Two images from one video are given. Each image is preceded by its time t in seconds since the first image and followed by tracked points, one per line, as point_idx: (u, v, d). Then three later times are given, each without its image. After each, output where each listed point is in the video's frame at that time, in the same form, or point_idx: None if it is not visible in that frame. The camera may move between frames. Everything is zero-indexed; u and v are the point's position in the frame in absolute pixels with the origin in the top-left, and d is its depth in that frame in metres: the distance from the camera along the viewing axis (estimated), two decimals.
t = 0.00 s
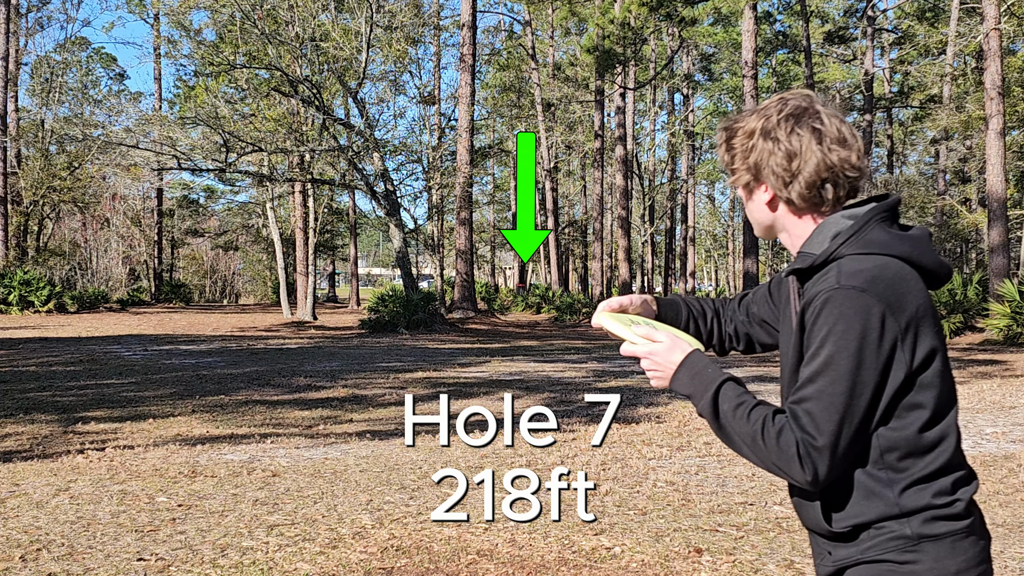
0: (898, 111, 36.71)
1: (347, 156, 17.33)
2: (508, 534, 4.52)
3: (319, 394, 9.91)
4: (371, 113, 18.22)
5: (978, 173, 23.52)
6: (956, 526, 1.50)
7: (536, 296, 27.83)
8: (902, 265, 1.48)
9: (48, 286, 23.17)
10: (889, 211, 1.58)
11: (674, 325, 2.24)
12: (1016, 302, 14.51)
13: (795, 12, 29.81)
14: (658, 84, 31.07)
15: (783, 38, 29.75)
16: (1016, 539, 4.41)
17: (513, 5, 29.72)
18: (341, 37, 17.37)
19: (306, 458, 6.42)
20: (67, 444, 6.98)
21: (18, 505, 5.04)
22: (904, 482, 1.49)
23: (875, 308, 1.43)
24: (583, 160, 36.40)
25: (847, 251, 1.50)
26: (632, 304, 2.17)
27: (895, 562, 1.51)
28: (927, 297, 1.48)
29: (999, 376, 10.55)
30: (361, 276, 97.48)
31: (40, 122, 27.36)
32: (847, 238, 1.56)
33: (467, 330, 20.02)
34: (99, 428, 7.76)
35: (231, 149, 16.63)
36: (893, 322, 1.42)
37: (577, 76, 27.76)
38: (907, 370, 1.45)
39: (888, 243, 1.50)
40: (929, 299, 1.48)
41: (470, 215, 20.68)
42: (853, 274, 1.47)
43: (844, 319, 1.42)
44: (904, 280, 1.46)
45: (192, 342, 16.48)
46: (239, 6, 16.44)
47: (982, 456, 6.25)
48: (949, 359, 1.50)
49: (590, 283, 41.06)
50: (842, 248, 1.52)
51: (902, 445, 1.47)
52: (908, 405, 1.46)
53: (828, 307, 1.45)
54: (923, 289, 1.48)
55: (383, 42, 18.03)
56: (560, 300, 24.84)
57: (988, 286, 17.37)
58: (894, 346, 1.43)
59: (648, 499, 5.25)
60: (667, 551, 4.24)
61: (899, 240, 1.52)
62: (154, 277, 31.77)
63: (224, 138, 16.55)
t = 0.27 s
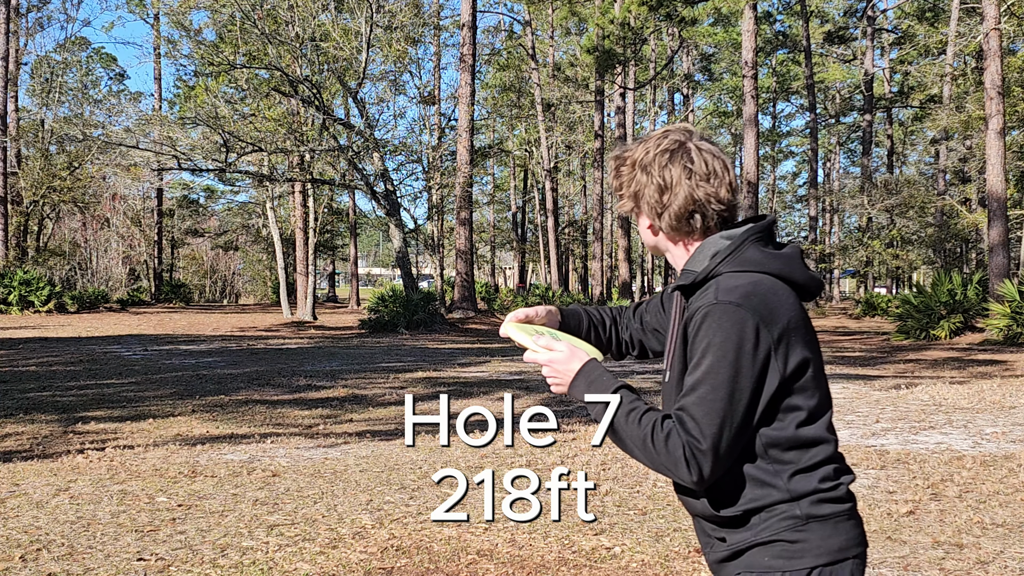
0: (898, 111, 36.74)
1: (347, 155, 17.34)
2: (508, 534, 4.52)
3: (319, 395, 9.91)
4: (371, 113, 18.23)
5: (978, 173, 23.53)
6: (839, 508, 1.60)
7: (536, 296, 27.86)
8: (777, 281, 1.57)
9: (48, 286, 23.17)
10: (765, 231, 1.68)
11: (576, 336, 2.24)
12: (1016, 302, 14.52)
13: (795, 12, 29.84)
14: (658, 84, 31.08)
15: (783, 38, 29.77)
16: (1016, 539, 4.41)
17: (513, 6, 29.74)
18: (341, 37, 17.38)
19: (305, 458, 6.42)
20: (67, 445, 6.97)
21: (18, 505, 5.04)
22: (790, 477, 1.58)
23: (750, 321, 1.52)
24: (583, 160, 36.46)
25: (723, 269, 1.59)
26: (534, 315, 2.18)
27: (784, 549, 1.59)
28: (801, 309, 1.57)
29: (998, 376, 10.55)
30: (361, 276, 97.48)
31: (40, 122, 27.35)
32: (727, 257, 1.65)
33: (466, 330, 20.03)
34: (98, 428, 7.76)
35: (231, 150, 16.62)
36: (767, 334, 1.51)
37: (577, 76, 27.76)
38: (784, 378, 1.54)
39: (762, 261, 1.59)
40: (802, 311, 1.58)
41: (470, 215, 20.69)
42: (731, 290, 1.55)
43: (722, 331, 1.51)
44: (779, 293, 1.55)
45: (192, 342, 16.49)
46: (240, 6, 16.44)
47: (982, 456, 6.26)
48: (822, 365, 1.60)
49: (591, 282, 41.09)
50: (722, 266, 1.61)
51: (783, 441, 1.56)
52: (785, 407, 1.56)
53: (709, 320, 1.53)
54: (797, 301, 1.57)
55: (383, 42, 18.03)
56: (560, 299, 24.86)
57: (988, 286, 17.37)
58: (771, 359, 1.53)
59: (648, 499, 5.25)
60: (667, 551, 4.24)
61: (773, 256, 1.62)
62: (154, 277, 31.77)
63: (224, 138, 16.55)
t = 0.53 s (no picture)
0: (898, 111, 36.75)
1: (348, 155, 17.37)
2: (508, 534, 4.52)
3: (319, 394, 9.92)
4: (371, 113, 18.23)
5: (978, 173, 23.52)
6: (730, 505, 1.77)
7: (536, 296, 27.87)
8: (666, 302, 1.75)
9: (48, 286, 23.17)
10: (659, 258, 1.88)
11: (506, 353, 2.51)
12: (1016, 302, 14.53)
13: (795, 12, 29.86)
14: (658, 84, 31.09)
15: (783, 38, 29.77)
16: (1016, 539, 4.41)
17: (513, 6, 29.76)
18: (341, 37, 17.38)
19: (306, 458, 6.42)
20: (66, 445, 6.98)
21: (18, 505, 5.04)
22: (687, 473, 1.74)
23: (640, 336, 1.69)
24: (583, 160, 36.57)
25: (619, 291, 1.78)
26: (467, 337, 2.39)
27: (684, 539, 1.75)
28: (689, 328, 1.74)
29: (998, 376, 10.56)
30: (361, 276, 97.52)
31: (40, 122, 27.35)
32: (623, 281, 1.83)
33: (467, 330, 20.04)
34: (98, 428, 7.76)
35: (231, 149, 16.61)
36: (656, 347, 1.68)
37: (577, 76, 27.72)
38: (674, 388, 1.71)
39: (652, 284, 1.78)
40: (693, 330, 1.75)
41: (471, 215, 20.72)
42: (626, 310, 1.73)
43: (615, 345, 1.68)
44: (668, 312, 1.73)
45: (192, 342, 16.48)
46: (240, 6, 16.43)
47: (982, 456, 6.26)
48: (710, 374, 1.77)
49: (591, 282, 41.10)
50: (618, 287, 1.78)
51: (674, 441, 1.73)
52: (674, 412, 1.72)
53: (604, 336, 1.70)
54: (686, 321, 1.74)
55: (382, 42, 18.04)
56: (560, 299, 24.87)
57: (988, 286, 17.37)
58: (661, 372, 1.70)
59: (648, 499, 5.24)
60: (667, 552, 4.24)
61: (663, 279, 1.81)
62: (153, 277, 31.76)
63: (224, 138, 16.54)
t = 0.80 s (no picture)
0: (898, 111, 36.74)
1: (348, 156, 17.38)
2: (508, 534, 4.51)
3: (319, 394, 9.93)
4: (371, 113, 18.23)
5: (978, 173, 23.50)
6: (635, 475, 2.09)
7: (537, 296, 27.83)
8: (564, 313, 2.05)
9: (48, 286, 23.15)
10: (558, 271, 2.12)
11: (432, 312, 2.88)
12: (1016, 302, 14.54)
13: (795, 12, 29.86)
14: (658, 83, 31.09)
15: (783, 38, 29.76)
16: (1016, 539, 4.41)
17: (513, 6, 29.74)
18: (341, 37, 17.37)
19: (306, 458, 6.42)
20: (66, 445, 6.98)
21: (18, 505, 5.04)
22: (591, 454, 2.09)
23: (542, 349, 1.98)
24: (583, 160, 36.55)
25: (525, 308, 2.04)
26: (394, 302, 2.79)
27: (600, 509, 2.06)
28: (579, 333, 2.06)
29: (998, 376, 10.56)
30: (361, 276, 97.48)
31: (40, 122, 27.34)
32: (527, 297, 2.09)
33: (467, 330, 20.03)
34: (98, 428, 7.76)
35: (231, 150, 16.60)
36: (555, 356, 1.98)
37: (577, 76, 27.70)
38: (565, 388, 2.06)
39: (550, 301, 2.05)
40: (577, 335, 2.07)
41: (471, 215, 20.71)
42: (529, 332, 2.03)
43: (518, 357, 1.96)
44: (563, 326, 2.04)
45: (192, 342, 16.46)
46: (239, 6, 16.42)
47: (982, 456, 6.26)
48: (608, 369, 2.08)
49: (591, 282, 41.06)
50: (522, 306, 2.04)
51: (582, 429, 2.04)
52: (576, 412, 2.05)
53: (508, 351, 1.98)
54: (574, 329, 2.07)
55: (383, 42, 18.03)
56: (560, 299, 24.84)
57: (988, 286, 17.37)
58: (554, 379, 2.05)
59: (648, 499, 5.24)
60: (667, 551, 4.24)
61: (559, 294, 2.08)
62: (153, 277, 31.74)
63: (224, 138, 16.51)
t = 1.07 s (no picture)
0: (898, 111, 36.75)
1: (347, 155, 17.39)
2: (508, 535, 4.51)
3: (319, 394, 9.93)
4: (371, 113, 18.23)
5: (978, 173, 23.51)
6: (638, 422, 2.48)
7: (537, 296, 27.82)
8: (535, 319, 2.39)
9: (48, 286, 23.14)
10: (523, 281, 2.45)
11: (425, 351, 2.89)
12: (1016, 302, 14.53)
13: (795, 12, 29.87)
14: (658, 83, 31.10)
15: (783, 38, 29.78)
16: (1016, 539, 4.41)
17: (513, 6, 29.77)
18: (340, 37, 17.37)
19: (306, 458, 6.42)
20: (67, 445, 6.98)
21: (18, 505, 5.04)
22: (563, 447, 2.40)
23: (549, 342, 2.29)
24: (583, 160, 36.56)
25: (519, 320, 2.34)
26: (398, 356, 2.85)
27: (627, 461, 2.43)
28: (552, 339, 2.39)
29: (997, 376, 10.56)
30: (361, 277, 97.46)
31: (40, 122, 27.34)
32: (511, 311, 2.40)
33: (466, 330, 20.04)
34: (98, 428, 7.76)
35: (231, 149, 16.60)
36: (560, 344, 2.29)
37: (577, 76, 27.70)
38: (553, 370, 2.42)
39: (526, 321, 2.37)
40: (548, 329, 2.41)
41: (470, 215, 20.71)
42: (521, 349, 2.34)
43: (539, 358, 2.24)
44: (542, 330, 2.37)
45: (192, 342, 16.46)
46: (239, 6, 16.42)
47: (982, 456, 6.26)
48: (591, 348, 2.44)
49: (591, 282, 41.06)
50: (513, 318, 2.35)
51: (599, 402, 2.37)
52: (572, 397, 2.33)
53: (526, 357, 2.25)
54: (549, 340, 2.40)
55: (383, 42, 18.04)
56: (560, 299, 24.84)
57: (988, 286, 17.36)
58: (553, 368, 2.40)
59: (648, 498, 5.24)
60: (667, 551, 4.24)
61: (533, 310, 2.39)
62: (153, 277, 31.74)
63: (224, 138, 16.51)
